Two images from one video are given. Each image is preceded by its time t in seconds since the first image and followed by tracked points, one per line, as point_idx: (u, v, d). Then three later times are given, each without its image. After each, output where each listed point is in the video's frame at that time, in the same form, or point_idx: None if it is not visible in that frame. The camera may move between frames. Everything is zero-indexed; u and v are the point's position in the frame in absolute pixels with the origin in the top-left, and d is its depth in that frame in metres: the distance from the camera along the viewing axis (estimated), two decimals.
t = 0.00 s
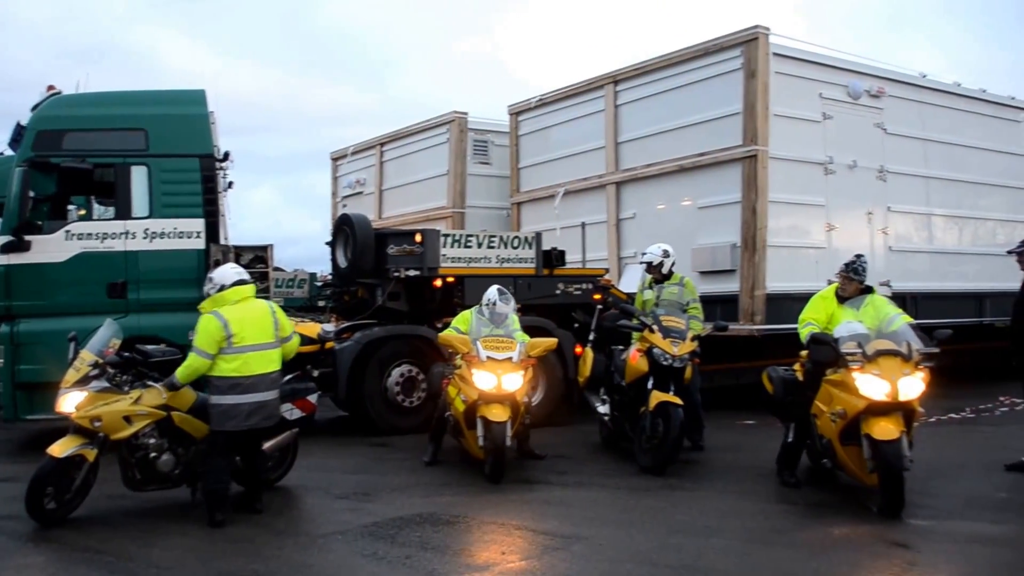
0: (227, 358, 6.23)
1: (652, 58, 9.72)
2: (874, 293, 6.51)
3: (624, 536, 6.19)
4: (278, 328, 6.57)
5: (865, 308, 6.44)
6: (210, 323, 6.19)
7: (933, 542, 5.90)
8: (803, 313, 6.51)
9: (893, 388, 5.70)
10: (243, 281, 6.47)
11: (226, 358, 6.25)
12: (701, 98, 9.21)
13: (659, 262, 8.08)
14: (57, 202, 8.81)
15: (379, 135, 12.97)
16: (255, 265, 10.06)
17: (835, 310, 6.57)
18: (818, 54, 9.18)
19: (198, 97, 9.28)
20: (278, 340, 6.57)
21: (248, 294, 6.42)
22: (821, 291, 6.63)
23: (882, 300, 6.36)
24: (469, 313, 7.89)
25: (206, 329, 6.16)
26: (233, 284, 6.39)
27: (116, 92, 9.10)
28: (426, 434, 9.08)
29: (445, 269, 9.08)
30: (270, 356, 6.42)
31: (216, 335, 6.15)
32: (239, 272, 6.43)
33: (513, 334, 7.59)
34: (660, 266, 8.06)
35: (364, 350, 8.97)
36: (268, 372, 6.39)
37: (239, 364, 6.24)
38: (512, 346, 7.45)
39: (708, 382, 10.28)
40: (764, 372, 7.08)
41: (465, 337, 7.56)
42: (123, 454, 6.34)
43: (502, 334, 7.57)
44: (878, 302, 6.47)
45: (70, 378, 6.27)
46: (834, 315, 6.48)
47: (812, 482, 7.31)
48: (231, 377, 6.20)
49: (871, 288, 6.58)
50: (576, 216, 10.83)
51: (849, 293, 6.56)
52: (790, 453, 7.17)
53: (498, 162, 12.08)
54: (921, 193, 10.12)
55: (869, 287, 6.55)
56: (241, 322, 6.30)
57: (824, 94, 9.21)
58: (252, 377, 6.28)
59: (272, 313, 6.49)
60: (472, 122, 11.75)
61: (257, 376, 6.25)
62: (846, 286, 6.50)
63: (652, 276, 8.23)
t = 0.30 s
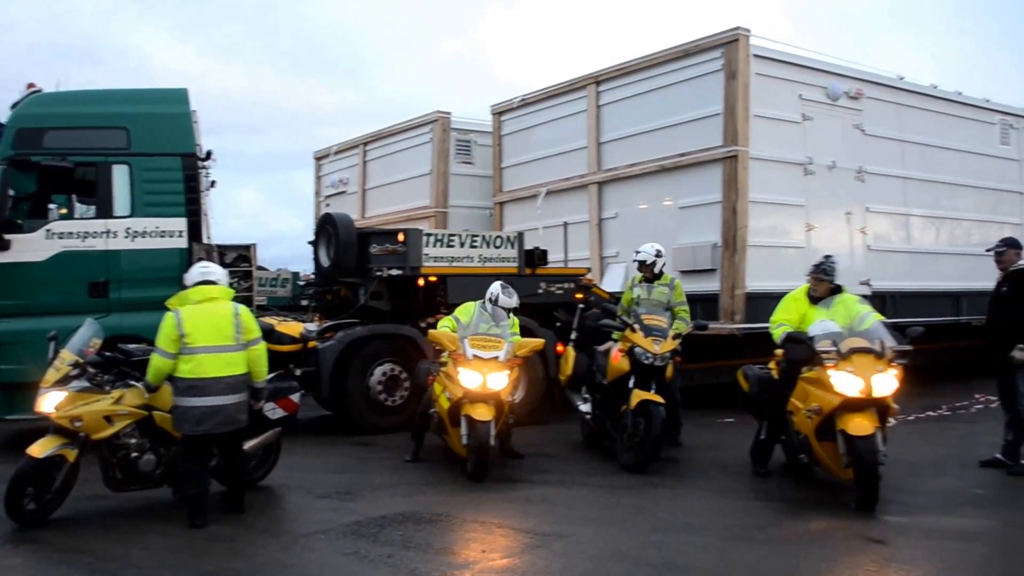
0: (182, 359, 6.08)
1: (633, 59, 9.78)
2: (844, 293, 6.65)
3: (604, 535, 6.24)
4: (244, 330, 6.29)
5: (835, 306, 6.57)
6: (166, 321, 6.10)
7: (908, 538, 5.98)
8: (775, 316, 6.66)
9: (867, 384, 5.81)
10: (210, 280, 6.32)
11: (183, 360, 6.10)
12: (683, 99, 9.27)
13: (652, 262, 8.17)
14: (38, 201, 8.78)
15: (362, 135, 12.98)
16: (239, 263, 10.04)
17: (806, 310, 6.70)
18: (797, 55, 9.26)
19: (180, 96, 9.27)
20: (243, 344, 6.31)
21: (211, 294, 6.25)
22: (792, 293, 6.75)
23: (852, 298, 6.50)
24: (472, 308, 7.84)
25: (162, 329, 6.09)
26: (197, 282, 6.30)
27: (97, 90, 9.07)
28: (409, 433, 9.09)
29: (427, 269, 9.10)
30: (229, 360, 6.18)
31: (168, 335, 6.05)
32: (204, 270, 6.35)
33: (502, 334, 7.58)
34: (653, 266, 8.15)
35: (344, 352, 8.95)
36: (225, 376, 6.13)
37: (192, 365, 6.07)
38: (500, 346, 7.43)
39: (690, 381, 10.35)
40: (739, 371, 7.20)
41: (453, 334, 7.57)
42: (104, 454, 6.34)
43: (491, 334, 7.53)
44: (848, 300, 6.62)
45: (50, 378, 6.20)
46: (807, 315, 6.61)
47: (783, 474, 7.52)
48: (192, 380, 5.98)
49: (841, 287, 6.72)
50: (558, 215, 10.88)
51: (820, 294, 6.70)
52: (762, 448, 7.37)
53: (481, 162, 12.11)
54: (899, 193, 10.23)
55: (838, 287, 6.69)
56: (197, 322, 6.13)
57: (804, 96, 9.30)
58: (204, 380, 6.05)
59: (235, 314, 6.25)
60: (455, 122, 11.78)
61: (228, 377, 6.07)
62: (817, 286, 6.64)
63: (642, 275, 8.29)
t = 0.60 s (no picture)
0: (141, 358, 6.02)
1: (611, 60, 9.83)
2: (804, 291, 6.81)
3: (582, 533, 6.28)
4: (200, 331, 6.00)
5: (798, 305, 6.71)
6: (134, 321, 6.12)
7: (882, 535, 6.05)
8: (741, 319, 6.80)
9: (836, 381, 6.02)
10: (176, 279, 6.19)
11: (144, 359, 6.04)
12: (661, 100, 9.33)
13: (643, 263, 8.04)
14: (12, 201, 8.60)
15: (342, 134, 12.97)
16: (217, 263, 9.92)
17: (769, 311, 6.85)
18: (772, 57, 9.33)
19: (158, 94, 9.22)
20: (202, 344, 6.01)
21: (169, 295, 6.11)
22: (754, 295, 6.89)
23: (814, 295, 6.67)
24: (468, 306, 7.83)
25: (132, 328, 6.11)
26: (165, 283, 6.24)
27: (74, 89, 9.00)
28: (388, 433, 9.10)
29: (406, 268, 9.11)
30: (180, 360, 5.95)
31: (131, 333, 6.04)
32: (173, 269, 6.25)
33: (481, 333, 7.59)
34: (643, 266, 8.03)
35: (324, 350, 8.97)
36: (171, 376, 5.92)
37: (146, 364, 5.96)
38: (481, 345, 7.43)
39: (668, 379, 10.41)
40: (711, 370, 7.26)
41: (435, 333, 7.58)
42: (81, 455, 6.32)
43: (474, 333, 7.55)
44: (809, 297, 6.80)
45: (25, 379, 6.20)
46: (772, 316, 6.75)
47: (758, 470, 7.62)
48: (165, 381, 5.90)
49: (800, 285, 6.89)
50: (536, 215, 10.92)
51: (781, 293, 6.83)
52: (738, 446, 7.45)
53: (460, 162, 12.13)
54: (874, 194, 10.34)
55: (798, 285, 6.85)
56: (152, 321, 6.02)
57: (780, 97, 9.38)
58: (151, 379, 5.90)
59: (187, 314, 6.01)
60: (434, 122, 11.79)
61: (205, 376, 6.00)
62: (777, 286, 6.78)
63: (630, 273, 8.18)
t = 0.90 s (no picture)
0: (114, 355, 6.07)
1: (586, 60, 9.87)
2: (773, 291, 6.94)
3: (556, 531, 6.32)
4: (160, 332, 5.93)
5: (766, 305, 6.84)
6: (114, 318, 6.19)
7: (851, 531, 6.13)
8: (712, 316, 6.84)
9: (805, 378, 6.10)
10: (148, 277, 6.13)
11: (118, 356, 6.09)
12: (636, 100, 9.38)
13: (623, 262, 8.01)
14: None
15: (317, 134, 12.94)
16: (190, 263, 9.98)
17: (739, 311, 6.91)
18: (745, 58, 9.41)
19: (132, 92, 9.17)
20: (162, 345, 5.94)
21: (138, 293, 6.08)
22: (725, 295, 6.96)
23: (782, 294, 6.81)
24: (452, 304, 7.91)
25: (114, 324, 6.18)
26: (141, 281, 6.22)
27: (46, 86, 8.92)
28: (363, 432, 9.10)
29: (381, 267, 9.11)
30: (141, 361, 5.93)
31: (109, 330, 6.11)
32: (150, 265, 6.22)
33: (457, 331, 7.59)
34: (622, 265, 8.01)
35: (297, 351, 8.93)
36: (132, 377, 5.92)
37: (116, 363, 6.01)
38: (456, 344, 7.43)
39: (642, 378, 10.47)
40: (682, 369, 7.34)
41: (410, 331, 7.60)
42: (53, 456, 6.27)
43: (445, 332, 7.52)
44: (777, 298, 6.90)
45: None
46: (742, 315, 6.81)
47: (729, 466, 7.73)
48: (135, 382, 5.90)
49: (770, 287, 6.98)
50: (511, 215, 10.95)
51: (751, 293, 6.91)
52: (710, 443, 7.56)
53: (435, 161, 12.14)
54: (845, 194, 10.45)
55: (767, 286, 6.93)
56: (122, 320, 6.03)
57: (753, 98, 9.46)
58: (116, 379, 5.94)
59: (147, 313, 5.95)
60: (410, 122, 11.80)
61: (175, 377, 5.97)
62: (747, 286, 6.85)
63: (607, 271, 8.13)
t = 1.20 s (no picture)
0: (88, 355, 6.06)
1: (557, 61, 9.91)
2: (743, 290, 6.97)
3: (526, 529, 6.35)
4: (129, 334, 5.88)
5: (736, 304, 6.87)
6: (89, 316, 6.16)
7: (817, 527, 6.21)
8: (684, 314, 6.93)
9: (773, 375, 6.17)
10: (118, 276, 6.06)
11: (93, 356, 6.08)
12: (606, 100, 9.43)
13: (588, 262, 8.06)
14: None
15: (288, 132, 12.90)
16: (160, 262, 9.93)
17: (710, 309, 6.97)
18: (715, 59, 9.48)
19: (102, 91, 9.11)
20: (130, 347, 5.88)
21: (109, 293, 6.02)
22: (697, 292, 7.02)
23: (752, 295, 6.84)
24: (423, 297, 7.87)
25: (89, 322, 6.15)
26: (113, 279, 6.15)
27: (14, 83, 8.84)
28: (334, 432, 9.08)
29: (352, 266, 9.09)
30: (111, 363, 5.90)
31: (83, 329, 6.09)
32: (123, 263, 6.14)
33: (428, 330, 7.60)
34: (589, 264, 8.04)
35: (267, 350, 8.92)
36: (102, 379, 5.91)
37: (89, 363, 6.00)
38: (427, 344, 7.45)
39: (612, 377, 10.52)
40: (652, 367, 7.48)
41: (382, 331, 7.65)
42: (20, 456, 6.21)
43: (418, 332, 7.55)
44: (747, 297, 6.96)
45: None
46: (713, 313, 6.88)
47: (694, 463, 7.81)
48: (104, 384, 5.89)
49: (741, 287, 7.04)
50: (482, 214, 10.97)
51: (722, 292, 6.96)
52: (677, 441, 7.62)
53: (407, 161, 12.14)
54: (813, 195, 10.55)
55: (738, 286, 6.99)
56: (93, 320, 6.00)
57: (723, 99, 9.54)
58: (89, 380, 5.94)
59: (115, 315, 5.89)
60: (381, 121, 11.79)
61: (144, 378, 5.94)
62: (719, 285, 6.91)
63: (576, 271, 8.17)
